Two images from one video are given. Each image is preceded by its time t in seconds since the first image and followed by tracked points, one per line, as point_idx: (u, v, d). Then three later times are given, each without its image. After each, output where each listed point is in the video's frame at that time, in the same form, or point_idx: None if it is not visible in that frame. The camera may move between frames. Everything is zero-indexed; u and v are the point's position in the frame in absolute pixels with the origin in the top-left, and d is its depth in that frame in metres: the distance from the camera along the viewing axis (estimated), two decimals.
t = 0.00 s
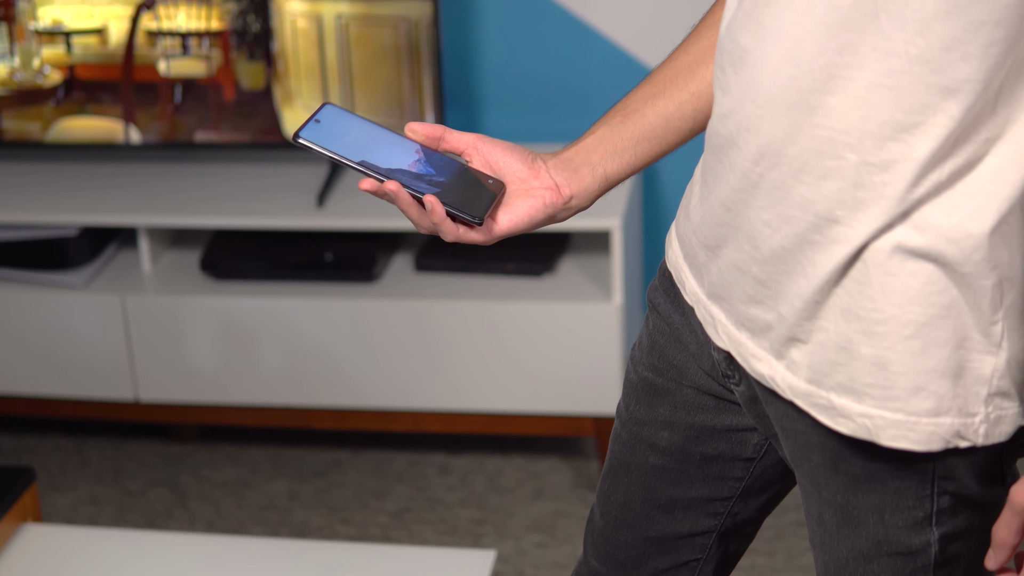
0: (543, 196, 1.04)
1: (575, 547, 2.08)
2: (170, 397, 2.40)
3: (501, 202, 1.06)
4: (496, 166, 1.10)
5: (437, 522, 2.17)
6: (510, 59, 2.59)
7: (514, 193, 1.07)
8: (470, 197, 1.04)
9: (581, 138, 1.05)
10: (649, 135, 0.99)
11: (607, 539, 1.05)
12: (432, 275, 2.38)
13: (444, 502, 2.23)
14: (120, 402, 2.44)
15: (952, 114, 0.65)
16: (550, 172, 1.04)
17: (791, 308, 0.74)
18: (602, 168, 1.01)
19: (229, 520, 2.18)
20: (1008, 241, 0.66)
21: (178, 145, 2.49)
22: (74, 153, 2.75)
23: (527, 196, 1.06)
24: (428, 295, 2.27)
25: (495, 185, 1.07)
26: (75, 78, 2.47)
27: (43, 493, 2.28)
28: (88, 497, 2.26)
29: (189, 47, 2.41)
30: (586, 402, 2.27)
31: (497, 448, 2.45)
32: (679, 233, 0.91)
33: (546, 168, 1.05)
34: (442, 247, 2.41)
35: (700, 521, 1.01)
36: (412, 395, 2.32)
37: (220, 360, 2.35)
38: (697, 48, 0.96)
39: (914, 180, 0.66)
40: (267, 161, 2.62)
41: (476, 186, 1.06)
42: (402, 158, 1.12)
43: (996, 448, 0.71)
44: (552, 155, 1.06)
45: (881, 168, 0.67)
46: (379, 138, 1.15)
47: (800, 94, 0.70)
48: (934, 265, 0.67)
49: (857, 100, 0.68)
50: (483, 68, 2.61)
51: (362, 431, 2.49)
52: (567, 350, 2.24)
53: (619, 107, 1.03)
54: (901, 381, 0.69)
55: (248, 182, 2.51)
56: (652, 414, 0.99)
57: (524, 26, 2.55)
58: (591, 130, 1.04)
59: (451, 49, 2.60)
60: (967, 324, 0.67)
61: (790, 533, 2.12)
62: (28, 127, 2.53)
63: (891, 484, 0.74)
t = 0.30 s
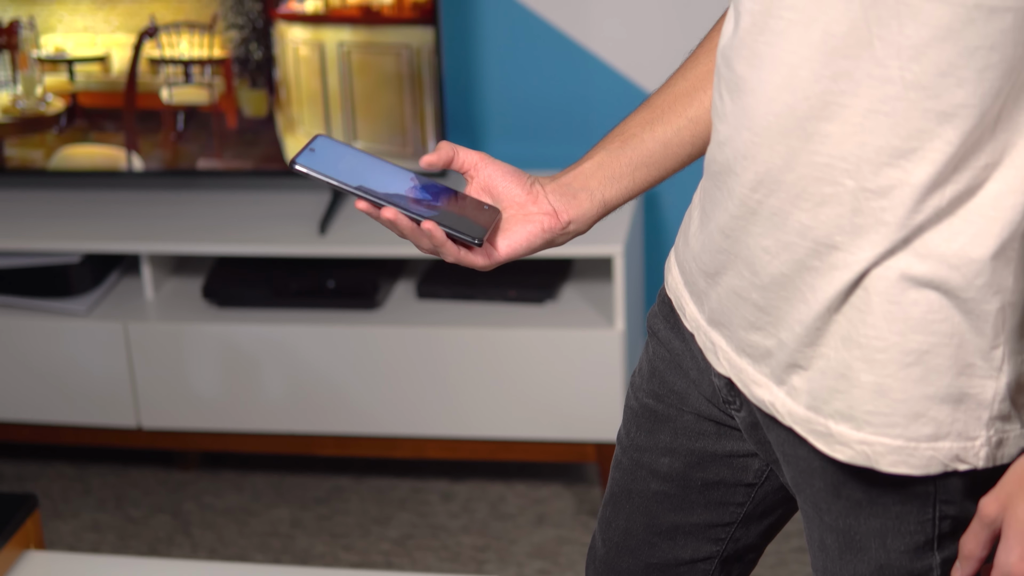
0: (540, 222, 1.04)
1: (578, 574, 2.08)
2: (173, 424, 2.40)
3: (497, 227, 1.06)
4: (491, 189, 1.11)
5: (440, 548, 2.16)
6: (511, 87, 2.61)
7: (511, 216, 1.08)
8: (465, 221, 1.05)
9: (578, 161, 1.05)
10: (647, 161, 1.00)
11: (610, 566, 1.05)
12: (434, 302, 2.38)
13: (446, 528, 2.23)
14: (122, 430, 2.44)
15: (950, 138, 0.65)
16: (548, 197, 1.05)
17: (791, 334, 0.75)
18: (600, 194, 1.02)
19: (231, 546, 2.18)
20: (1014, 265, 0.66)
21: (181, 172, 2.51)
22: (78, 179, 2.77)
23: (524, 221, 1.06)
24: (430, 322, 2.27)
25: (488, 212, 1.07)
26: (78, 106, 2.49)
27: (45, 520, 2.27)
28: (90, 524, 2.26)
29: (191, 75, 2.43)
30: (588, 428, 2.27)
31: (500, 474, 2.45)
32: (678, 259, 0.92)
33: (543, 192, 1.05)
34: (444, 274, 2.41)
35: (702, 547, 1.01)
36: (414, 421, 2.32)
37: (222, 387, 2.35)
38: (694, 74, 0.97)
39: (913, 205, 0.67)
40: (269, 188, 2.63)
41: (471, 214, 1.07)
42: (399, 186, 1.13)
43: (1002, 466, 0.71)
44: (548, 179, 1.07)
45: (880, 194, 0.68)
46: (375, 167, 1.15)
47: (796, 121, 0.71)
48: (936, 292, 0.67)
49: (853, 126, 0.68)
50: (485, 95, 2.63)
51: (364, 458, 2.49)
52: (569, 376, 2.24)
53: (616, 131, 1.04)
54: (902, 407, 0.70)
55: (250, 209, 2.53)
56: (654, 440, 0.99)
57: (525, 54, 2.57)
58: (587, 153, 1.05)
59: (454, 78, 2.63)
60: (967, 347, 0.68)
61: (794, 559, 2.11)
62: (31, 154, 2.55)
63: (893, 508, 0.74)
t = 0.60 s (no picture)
0: (548, 246, 1.05)
1: None
2: (175, 447, 2.40)
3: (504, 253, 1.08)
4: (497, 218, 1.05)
5: (442, 571, 2.15)
6: (513, 109, 2.63)
7: (517, 240, 1.07)
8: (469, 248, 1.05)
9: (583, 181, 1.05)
10: (652, 185, 1.01)
11: None
12: (436, 324, 2.39)
13: (448, 551, 2.22)
14: (124, 452, 2.44)
15: (950, 159, 0.66)
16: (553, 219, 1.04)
17: (793, 356, 0.75)
18: (605, 216, 1.03)
19: (233, 569, 2.17)
20: (1015, 286, 0.67)
21: (183, 196, 2.53)
22: (80, 202, 2.78)
23: (530, 244, 1.06)
24: (432, 344, 2.28)
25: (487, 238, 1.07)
26: (80, 129, 2.51)
27: (47, 543, 2.27)
28: (92, 546, 2.26)
29: (193, 99, 2.44)
30: (590, 450, 2.27)
31: (502, 497, 2.44)
32: (681, 282, 0.92)
33: (547, 213, 1.04)
34: (445, 297, 2.42)
35: (704, 569, 1.01)
36: (416, 443, 2.32)
37: (223, 410, 2.36)
38: (699, 98, 0.98)
39: (914, 227, 0.67)
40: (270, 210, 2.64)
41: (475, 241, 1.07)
42: (385, 237, 1.12)
43: (1004, 488, 0.72)
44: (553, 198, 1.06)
45: (880, 216, 0.69)
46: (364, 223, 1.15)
47: (797, 144, 0.72)
48: (938, 313, 0.67)
49: (854, 149, 0.69)
50: (486, 117, 2.64)
51: (366, 481, 2.49)
52: (571, 398, 2.24)
53: (621, 151, 1.04)
54: (904, 428, 0.70)
55: (251, 232, 2.54)
56: (656, 462, 1.00)
57: (527, 77, 2.59)
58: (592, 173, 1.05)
59: (456, 101, 2.64)
60: (969, 369, 0.68)
61: None
62: (34, 176, 2.57)
63: (894, 530, 0.74)
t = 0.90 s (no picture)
0: (552, 265, 1.06)
1: None
2: (179, 463, 2.40)
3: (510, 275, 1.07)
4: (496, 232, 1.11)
5: None
6: (517, 126, 2.64)
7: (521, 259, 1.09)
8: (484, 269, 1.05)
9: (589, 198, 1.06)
10: (659, 201, 1.01)
11: None
12: (440, 340, 2.39)
13: (452, 567, 2.22)
14: (129, 468, 2.44)
15: (955, 176, 0.66)
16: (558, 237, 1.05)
17: (798, 373, 0.76)
18: (611, 234, 1.03)
19: None
20: (1019, 303, 0.67)
21: (188, 213, 2.54)
22: (85, 218, 2.79)
23: (535, 262, 1.08)
24: (436, 361, 2.28)
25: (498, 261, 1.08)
26: (85, 145, 2.52)
27: (51, 559, 2.27)
28: (96, 562, 2.26)
29: (198, 115, 2.45)
30: (595, 466, 2.27)
31: (506, 513, 2.44)
32: (687, 298, 0.93)
33: (553, 232, 1.06)
34: (449, 314, 2.42)
35: None
36: (421, 459, 2.31)
37: (228, 425, 2.36)
38: (706, 114, 0.98)
39: (918, 243, 0.68)
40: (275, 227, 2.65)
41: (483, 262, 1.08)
42: (403, 254, 1.13)
43: (1009, 505, 0.72)
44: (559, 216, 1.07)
45: (885, 233, 0.69)
46: (387, 240, 1.16)
47: (801, 161, 0.72)
48: (944, 331, 0.68)
49: (858, 166, 0.69)
50: (491, 134, 2.65)
51: (370, 496, 2.49)
52: (576, 414, 2.24)
53: (628, 168, 1.05)
54: (909, 445, 0.70)
55: (256, 248, 2.54)
56: (662, 478, 1.00)
57: (531, 93, 2.60)
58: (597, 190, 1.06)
59: (461, 117, 2.66)
60: (974, 386, 0.68)
61: None
62: (39, 193, 2.58)
63: (898, 547, 0.74)
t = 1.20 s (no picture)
0: (551, 275, 1.06)
1: None
2: (181, 475, 2.40)
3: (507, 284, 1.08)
4: (498, 245, 1.09)
5: None
6: (520, 138, 2.64)
7: (521, 268, 1.09)
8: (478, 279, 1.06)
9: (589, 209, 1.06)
10: (660, 214, 1.01)
11: None
12: (443, 353, 2.39)
13: None
14: (131, 480, 2.45)
15: (957, 191, 0.66)
16: (558, 248, 1.05)
17: (799, 388, 0.76)
18: (611, 244, 1.03)
19: None
20: (1020, 317, 0.67)
21: (190, 225, 2.55)
22: (89, 231, 2.80)
23: (534, 272, 1.08)
24: (439, 374, 2.28)
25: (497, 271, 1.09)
26: (88, 158, 2.53)
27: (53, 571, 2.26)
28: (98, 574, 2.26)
29: (201, 128, 2.46)
30: (598, 479, 2.26)
31: (509, 526, 2.43)
32: (689, 313, 0.93)
33: (552, 242, 1.05)
34: (452, 326, 2.42)
35: None
36: (423, 472, 2.31)
37: (230, 438, 2.36)
38: (708, 128, 0.99)
39: (919, 259, 0.68)
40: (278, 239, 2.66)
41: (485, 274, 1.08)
42: (399, 259, 1.12)
43: (1011, 520, 0.72)
44: (559, 226, 1.07)
45: (886, 247, 0.69)
46: (379, 245, 1.16)
47: (802, 176, 0.72)
48: (946, 346, 0.68)
49: (859, 181, 0.70)
50: (492, 147, 2.66)
51: (372, 509, 2.48)
52: (578, 427, 2.23)
53: (628, 179, 1.05)
54: (911, 461, 0.70)
55: (259, 261, 2.55)
56: (663, 493, 1.00)
57: (534, 106, 2.61)
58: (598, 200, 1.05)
59: (463, 131, 2.66)
60: (976, 402, 0.68)
61: None
62: (42, 206, 2.59)
63: (900, 562, 0.75)
